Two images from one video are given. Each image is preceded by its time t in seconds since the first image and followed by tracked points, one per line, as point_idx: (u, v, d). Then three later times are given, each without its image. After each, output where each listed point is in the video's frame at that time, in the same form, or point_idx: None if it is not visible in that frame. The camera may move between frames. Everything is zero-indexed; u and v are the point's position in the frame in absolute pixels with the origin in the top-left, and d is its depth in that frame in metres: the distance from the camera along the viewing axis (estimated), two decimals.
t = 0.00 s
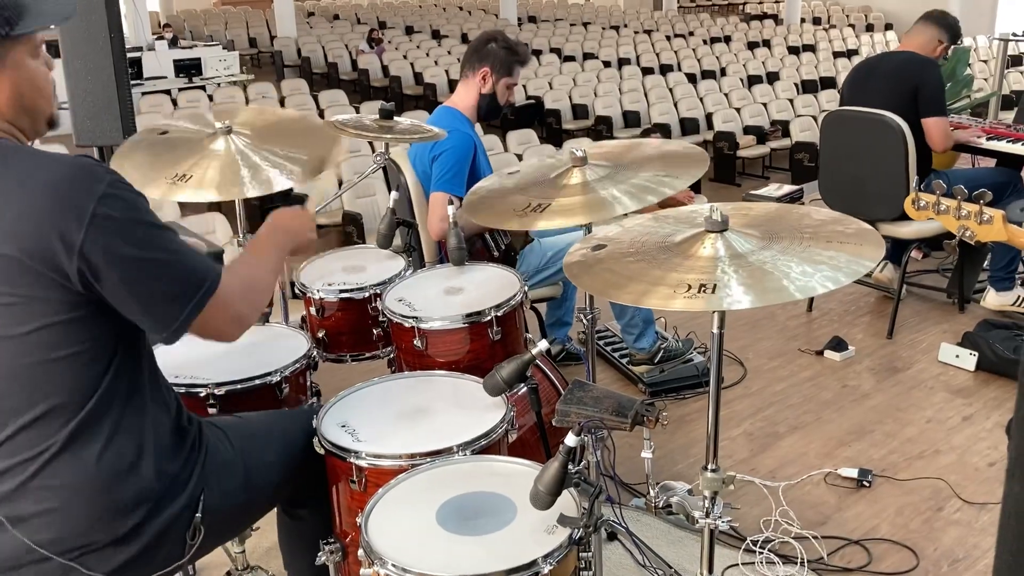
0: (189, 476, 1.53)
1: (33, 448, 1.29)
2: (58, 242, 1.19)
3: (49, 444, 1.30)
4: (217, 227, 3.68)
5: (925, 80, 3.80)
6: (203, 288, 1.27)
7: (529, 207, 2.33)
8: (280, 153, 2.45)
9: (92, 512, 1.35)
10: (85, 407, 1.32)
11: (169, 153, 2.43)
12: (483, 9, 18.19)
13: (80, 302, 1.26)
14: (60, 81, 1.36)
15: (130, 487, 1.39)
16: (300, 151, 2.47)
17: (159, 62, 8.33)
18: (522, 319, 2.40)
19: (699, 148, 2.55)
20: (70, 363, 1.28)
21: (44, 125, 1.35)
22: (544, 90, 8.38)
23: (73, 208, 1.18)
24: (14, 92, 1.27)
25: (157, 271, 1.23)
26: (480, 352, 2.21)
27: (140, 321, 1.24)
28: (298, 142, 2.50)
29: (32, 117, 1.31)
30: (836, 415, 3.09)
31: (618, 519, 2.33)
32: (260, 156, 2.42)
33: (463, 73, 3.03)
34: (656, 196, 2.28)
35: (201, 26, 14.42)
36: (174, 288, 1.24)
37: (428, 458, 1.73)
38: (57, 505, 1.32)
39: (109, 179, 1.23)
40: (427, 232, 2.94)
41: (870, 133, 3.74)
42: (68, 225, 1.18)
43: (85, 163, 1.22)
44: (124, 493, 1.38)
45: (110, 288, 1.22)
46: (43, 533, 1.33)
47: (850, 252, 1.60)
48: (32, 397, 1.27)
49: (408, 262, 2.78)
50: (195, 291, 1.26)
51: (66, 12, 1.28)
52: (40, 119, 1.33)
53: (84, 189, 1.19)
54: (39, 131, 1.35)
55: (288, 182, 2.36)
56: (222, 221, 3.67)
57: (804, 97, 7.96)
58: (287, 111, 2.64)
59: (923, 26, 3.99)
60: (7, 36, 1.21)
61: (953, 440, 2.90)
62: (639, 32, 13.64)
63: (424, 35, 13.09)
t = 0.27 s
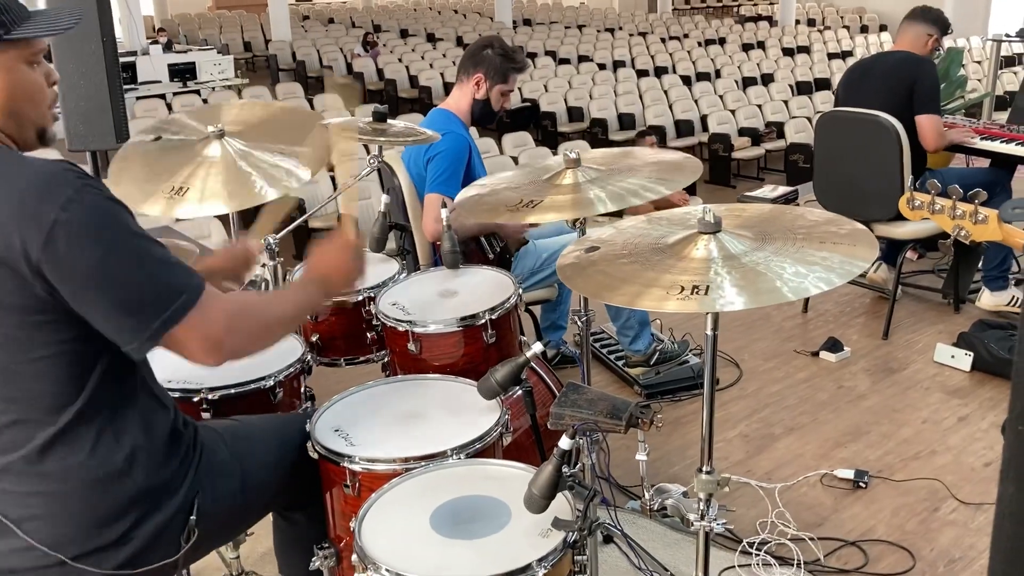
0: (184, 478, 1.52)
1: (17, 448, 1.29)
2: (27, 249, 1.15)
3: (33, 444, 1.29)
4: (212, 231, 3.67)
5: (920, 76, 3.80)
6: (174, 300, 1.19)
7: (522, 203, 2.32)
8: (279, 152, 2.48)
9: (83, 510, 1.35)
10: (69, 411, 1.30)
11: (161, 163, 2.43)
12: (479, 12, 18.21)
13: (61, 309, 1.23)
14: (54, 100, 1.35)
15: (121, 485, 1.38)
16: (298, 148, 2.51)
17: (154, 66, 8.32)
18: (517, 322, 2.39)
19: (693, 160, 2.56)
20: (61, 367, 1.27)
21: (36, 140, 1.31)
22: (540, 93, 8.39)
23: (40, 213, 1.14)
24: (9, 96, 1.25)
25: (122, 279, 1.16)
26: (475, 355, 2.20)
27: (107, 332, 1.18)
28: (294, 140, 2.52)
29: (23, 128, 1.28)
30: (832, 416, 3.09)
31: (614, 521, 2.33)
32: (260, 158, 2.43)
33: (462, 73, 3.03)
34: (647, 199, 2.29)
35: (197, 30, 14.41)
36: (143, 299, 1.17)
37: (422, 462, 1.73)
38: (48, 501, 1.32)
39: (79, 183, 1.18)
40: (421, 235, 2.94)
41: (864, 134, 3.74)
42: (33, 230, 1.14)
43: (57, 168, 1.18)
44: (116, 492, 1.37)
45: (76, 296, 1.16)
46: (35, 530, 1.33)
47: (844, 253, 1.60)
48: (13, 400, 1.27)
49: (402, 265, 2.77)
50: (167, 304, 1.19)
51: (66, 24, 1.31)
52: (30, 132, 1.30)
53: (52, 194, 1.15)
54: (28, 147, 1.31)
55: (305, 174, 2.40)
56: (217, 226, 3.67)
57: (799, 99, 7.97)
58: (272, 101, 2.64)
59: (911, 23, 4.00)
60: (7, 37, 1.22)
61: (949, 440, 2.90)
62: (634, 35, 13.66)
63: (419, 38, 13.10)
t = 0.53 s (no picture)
0: (172, 486, 1.52)
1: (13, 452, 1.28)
2: None
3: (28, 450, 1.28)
4: (205, 235, 3.66)
5: (916, 78, 3.82)
6: (82, 350, 1.09)
7: (516, 213, 2.32)
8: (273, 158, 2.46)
9: (70, 517, 1.34)
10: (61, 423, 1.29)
11: (153, 165, 2.41)
12: (473, 16, 18.23)
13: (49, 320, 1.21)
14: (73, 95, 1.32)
15: (108, 494, 1.37)
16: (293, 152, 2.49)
17: (147, 71, 8.31)
18: (510, 326, 2.39)
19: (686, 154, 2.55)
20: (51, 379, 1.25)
21: (56, 137, 1.30)
22: (534, 97, 8.40)
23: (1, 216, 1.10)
24: (29, 89, 1.22)
25: (37, 307, 1.09)
26: (467, 360, 2.20)
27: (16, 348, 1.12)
28: (288, 143, 2.51)
29: (41, 121, 1.26)
30: (826, 419, 3.09)
31: (607, 525, 2.32)
32: (253, 162, 2.43)
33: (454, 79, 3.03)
34: (640, 203, 2.28)
35: (190, 35, 14.40)
36: (50, 334, 1.09)
37: (414, 467, 1.72)
38: (34, 511, 1.32)
39: (50, 199, 1.12)
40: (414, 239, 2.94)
41: (857, 136, 3.75)
42: None
43: (42, 177, 1.14)
44: (103, 499, 1.37)
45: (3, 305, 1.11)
46: (25, 537, 1.34)
47: (836, 258, 1.60)
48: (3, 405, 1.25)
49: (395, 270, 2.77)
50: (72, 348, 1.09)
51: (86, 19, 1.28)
52: (52, 125, 1.27)
53: (18, 203, 1.11)
54: (46, 140, 1.29)
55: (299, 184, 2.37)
56: (210, 230, 3.66)
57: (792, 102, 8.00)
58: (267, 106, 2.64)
59: (905, 28, 4.02)
60: (30, 29, 1.19)
61: (942, 443, 2.91)
62: (628, 38, 13.69)
63: (413, 43, 13.10)
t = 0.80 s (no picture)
0: (167, 488, 1.51)
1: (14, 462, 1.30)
2: (23, 259, 1.14)
3: (28, 460, 1.30)
4: (201, 238, 3.66)
5: (916, 80, 3.83)
6: (159, 346, 1.15)
7: (525, 235, 2.34)
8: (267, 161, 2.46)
9: (63, 521, 1.35)
10: (66, 435, 1.31)
11: (147, 168, 2.41)
12: (469, 18, 18.24)
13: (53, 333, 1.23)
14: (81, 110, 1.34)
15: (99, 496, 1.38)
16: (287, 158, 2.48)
17: (143, 73, 8.30)
18: (506, 330, 2.39)
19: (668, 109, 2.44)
20: (49, 382, 1.26)
21: (60, 149, 1.31)
22: (530, 99, 8.40)
23: (43, 227, 1.13)
24: (39, 104, 1.24)
25: (112, 313, 1.14)
26: (463, 363, 2.19)
27: (79, 360, 1.15)
28: (282, 147, 2.51)
29: (48, 133, 1.27)
30: (822, 422, 3.09)
31: (603, 529, 2.32)
32: (248, 166, 2.42)
33: (449, 81, 3.03)
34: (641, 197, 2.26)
35: (186, 37, 14.38)
36: (128, 337, 1.14)
37: (410, 471, 1.72)
38: (28, 515, 1.33)
39: (89, 205, 1.16)
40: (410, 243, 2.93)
41: (853, 139, 3.76)
42: (34, 242, 1.13)
43: (71, 184, 1.17)
44: (95, 502, 1.37)
45: (61, 317, 1.14)
46: (19, 542, 1.34)
47: (831, 261, 1.60)
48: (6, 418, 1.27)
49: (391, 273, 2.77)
50: (147, 342, 1.15)
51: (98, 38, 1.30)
52: (58, 139, 1.29)
53: (58, 211, 1.14)
54: (53, 152, 1.31)
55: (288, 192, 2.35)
56: (206, 233, 3.65)
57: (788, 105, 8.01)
58: (260, 107, 2.62)
59: (909, 34, 4.03)
60: (44, 46, 1.21)
61: (938, 446, 2.91)
62: (624, 41, 13.71)
63: (409, 45, 13.10)
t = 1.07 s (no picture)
0: (163, 491, 1.51)
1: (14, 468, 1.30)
2: (14, 270, 1.13)
3: (28, 466, 1.30)
4: (199, 241, 3.65)
5: (919, 86, 3.83)
6: (168, 338, 1.16)
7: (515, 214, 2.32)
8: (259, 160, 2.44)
9: (59, 526, 1.35)
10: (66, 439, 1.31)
11: (149, 170, 2.41)
12: (468, 21, 18.28)
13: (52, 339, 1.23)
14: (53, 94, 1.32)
15: (96, 498, 1.37)
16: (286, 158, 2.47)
17: (141, 76, 8.30)
18: (505, 332, 2.39)
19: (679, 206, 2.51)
20: (47, 387, 1.26)
21: (40, 136, 1.30)
22: (528, 102, 8.40)
23: (32, 235, 1.12)
24: (9, 97, 1.23)
25: (115, 314, 1.13)
26: (462, 366, 2.19)
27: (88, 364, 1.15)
28: (283, 148, 2.52)
29: (25, 125, 1.27)
30: (820, 425, 3.09)
31: (602, 532, 2.32)
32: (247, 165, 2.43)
33: (443, 84, 3.02)
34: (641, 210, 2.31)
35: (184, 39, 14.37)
36: (135, 333, 1.14)
37: (409, 474, 1.71)
38: (25, 520, 1.33)
39: (73, 207, 1.14)
40: (409, 245, 2.93)
41: (852, 143, 3.76)
42: (25, 252, 1.12)
43: (53, 187, 1.15)
44: (91, 507, 1.37)
45: (64, 323, 1.13)
46: (15, 548, 1.34)
47: (830, 265, 1.60)
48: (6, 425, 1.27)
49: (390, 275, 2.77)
50: (154, 336, 1.15)
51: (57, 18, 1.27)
52: (35, 128, 1.28)
53: (45, 216, 1.13)
54: (33, 142, 1.30)
55: (279, 175, 2.31)
56: (204, 236, 3.65)
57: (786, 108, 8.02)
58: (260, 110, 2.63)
59: (919, 39, 4.03)
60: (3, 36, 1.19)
61: (936, 449, 2.91)
62: (622, 45, 13.72)
63: (408, 48, 13.11)
